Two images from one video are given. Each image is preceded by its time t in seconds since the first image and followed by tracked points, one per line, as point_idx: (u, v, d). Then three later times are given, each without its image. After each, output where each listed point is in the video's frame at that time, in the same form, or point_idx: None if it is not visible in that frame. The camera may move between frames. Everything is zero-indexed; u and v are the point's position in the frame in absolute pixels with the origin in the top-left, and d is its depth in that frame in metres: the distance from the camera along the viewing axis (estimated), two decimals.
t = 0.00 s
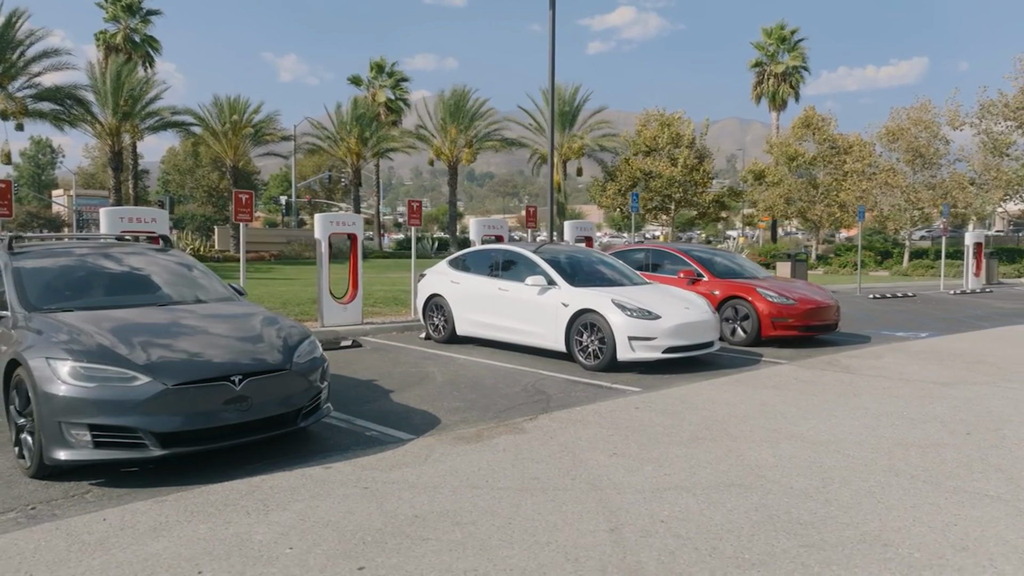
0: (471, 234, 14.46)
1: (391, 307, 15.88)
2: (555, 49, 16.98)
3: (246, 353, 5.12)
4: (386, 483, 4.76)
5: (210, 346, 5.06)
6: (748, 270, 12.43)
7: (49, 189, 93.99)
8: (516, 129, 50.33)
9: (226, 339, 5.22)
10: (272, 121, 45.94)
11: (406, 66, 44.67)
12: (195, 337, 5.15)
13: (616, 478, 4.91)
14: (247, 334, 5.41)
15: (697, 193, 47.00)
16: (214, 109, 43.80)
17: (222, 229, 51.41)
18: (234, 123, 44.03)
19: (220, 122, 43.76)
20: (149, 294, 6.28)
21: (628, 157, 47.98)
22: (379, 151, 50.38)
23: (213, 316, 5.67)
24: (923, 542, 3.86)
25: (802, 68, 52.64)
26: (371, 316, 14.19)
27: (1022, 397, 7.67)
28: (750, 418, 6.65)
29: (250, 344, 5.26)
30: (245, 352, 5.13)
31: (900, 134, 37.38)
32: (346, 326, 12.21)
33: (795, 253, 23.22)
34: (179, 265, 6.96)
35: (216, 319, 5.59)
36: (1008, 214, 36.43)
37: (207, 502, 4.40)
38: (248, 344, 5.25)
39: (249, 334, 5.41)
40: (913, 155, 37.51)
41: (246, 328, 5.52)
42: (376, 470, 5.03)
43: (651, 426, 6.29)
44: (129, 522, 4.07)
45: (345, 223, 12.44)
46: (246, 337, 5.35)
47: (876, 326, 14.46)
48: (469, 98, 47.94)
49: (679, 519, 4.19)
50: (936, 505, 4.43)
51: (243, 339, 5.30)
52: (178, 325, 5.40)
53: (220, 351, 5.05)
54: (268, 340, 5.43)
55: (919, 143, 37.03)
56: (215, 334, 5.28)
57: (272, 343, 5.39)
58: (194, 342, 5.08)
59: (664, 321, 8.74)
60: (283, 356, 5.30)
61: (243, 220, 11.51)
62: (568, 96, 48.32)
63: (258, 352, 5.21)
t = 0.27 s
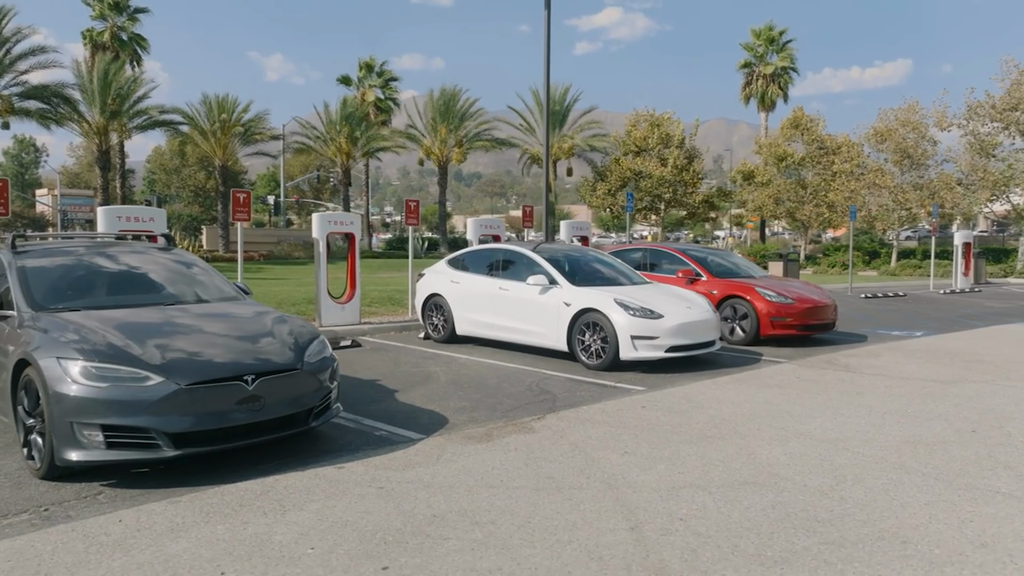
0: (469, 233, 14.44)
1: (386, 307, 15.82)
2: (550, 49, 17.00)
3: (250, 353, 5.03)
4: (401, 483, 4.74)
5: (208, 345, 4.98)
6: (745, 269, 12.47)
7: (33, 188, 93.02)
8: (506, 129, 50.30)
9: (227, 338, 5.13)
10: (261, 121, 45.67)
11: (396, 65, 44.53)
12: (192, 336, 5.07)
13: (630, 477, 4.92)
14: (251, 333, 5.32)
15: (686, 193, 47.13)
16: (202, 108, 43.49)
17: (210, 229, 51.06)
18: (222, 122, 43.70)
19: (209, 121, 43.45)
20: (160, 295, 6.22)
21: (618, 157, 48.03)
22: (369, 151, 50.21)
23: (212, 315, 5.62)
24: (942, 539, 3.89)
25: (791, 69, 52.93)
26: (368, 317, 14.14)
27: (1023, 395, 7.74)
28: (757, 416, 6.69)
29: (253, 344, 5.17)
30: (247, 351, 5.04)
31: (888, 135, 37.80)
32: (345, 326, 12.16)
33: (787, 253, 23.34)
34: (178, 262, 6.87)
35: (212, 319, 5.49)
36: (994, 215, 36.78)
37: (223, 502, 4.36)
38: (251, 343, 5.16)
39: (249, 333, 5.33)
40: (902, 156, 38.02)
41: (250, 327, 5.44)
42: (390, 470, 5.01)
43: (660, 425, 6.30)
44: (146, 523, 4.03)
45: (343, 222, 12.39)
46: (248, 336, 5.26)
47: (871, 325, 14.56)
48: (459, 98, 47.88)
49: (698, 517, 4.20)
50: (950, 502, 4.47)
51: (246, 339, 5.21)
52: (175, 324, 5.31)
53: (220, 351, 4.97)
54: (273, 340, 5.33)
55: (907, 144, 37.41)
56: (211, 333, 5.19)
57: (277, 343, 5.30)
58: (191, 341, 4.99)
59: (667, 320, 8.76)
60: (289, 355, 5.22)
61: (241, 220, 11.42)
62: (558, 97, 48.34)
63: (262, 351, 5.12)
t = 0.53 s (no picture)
0: (466, 233, 14.43)
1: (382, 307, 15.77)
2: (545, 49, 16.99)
3: (250, 353, 4.94)
4: (416, 483, 4.72)
5: (203, 344, 4.89)
6: (742, 269, 12.50)
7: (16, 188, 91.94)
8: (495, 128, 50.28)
9: (224, 337, 5.05)
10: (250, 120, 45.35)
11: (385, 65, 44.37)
12: (186, 335, 4.99)
13: (644, 475, 4.93)
14: (251, 332, 5.23)
15: (676, 193, 47.22)
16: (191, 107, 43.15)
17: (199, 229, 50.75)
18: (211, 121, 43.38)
19: (197, 120, 43.11)
20: (167, 295, 6.17)
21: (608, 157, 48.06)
22: (359, 151, 50.01)
23: (204, 313, 5.51)
24: (961, 536, 3.91)
25: (779, 70, 53.21)
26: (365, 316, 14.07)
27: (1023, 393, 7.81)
28: (763, 416, 6.71)
29: (252, 343, 5.07)
30: (245, 351, 4.95)
31: (876, 135, 38.23)
32: (343, 327, 12.10)
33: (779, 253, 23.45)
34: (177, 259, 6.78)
35: (209, 317, 5.41)
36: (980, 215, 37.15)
37: (239, 503, 4.32)
38: (249, 343, 5.06)
39: (245, 332, 5.22)
40: (890, 157, 38.48)
41: (247, 326, 5.34)
42: (403, 470, 4.99)
43: (668, 424, 6.31)
44: (162, 524, 4.00)
45: (340, 222, 12.31)
46: (246, 336, 5.16)
47: (866, 324, 14.65)
48: (449, 97, 47.81)
49: (716, 516, 4.21)
50: (964, 499, 4.50)
51: (244, 339, 5.11)
52: (172, 323, 5.22)
53: (218, 350, 4.88)
54: (274, 340, 5.23)
55: (895, 144, 37.73)
56: (205, 331, 5.10)
57: (278, 343, 5.20)
58: (186, 340, 4.91)
59: (669, 319, 8.78)
60: (294, 356, 5.12)
61: (239, 219, 11.34)
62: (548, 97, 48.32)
63: (263, 351, 5.02)
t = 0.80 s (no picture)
0: (462, 233, 14.41)
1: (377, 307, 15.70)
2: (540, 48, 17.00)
3: (251, 353, 4.86)
4: (434, 482, 4.70)
5: (200, 343, 4.81)
6: (740, 268, 12.56)
7: None
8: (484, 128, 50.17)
9: (220, 335, 4.97)
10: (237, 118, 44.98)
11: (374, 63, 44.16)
12: (182, 335, 4.92)
13: (660, 474, 4.94)
14: (249, 331, 5.15)
15: (665, 193, 47.34)
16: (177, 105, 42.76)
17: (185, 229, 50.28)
18: (198, 120, 42.99)
19: (184, 118, 42.71)
20: (177, 295, 6.09)
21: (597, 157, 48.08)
22: (347, 150, 49.76)
23: (197, 313, 5.43)
24: (982, 533, 3.95)
25: (766, 71, 53.50)
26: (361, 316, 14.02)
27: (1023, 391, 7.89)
28: (771, 414, 6.74)
29: (250, 342, 4.99)
30: (242, 350, 4.86)
31: (863, 136, 38.53)
32: (341, 327, 12.04)
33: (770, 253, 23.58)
34: (180, 257, 6.68)
35: (207, 317, 5.33)
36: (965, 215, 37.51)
37: (257, 504, 4.29)
38: (246, 343, 4.97)
39: (243, 331, 5.14)
40: (877, 157, 38.83)
41: (242, 325, 5.25)
42: (419, 470, 4.97)
43: (678, 423, 6.32)
44: (182, 526, 3.95)
45: (338, 221, 12.25)
46: (243, 335, 5.06)
47: (860, 323, 14.76)
48: (438, 97, 47.68)
49: (736, 514, 4.22)
50: (980, 496, 4.54)
51: (242, 337, 5.03)
52: (172, 323, 5.13)
53: (216, 349, 4.80)
54: (273, 339, 5.13)
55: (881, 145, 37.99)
56: (200, 331, 5.03)
57: (278, 342, 5.10)
58: (187, 340, 4.84)
59: (672, 318, 8.81)
60: (297, 356, 5.03)
61: (236, 218, 11.25)
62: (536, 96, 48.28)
63: (265, 351, 4.95)
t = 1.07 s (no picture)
0: (460, 233, 14.39)
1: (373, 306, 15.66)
2: (535, 48, 17.00)
3: (251, 353, 4.79)
4: (450, 483, 4.68)
5: (201, 343, 4.74)
6: (737, 268, 12.61)
7: None
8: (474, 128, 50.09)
9: (217, 334, 4.89)
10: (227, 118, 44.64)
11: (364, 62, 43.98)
12: (183, 333, 4.85)
13: (674, 473, 4.94)
14: (247, 330, 5.07)
15: (655, 193, 47.45)
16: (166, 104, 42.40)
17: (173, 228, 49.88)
18: (187, 119, 42.60)
19: (173, 117, 42.36)
20: (187, 295, 5.99)
21: (587, 158, 48.12)
22: (336, 150, 49.54)
23: (190, 313, 5.33)
24: (1000, 530, 3.98)
25: (755, 72, 53.75)
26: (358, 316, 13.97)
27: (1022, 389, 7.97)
28: (777, 413, 6.77)
29: (249, 341, 4.91)
30: (241, 349, 4.79)
31: (852, 137, 38.73)
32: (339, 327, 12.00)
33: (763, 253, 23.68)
34: (188, 258, 6.60)
35: (198, 316, 5.25)
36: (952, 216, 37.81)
37: (274, 505, 4.25)
38: (244, 341, 4.89)
39: (240, 330, 5.07)
40: (865, 158, 38.89)
41: (237, 324, 5.18)
42: (434, 470, 4.96)
43: (686, 421, 6.33)
44: (201, 527, 3.93)
45: (336, 220, 12.21)
46: (240, 333, 4.98)
47: (855, 322, 14.85)
48: (428, 96, 47.58)
49: (754, 512, 4.23)
50: (993, 493, 4.58)
51: (240, 336, 4.95)
52: (167, 322, 5.04)
53: (215, 348, 4.73)
54: (272, 338, 5.05)
55: (869, 146, 38.20)
56: (195, 330, 4.94)
57: (278, 342, 5.02)
58: (191, 340, 4.78)
59: (675, 318, 8.83)
60: (298, 356, 4.95)
61: (234, 218, 11.18)
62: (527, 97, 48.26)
63: (266, 350, 4.87)
